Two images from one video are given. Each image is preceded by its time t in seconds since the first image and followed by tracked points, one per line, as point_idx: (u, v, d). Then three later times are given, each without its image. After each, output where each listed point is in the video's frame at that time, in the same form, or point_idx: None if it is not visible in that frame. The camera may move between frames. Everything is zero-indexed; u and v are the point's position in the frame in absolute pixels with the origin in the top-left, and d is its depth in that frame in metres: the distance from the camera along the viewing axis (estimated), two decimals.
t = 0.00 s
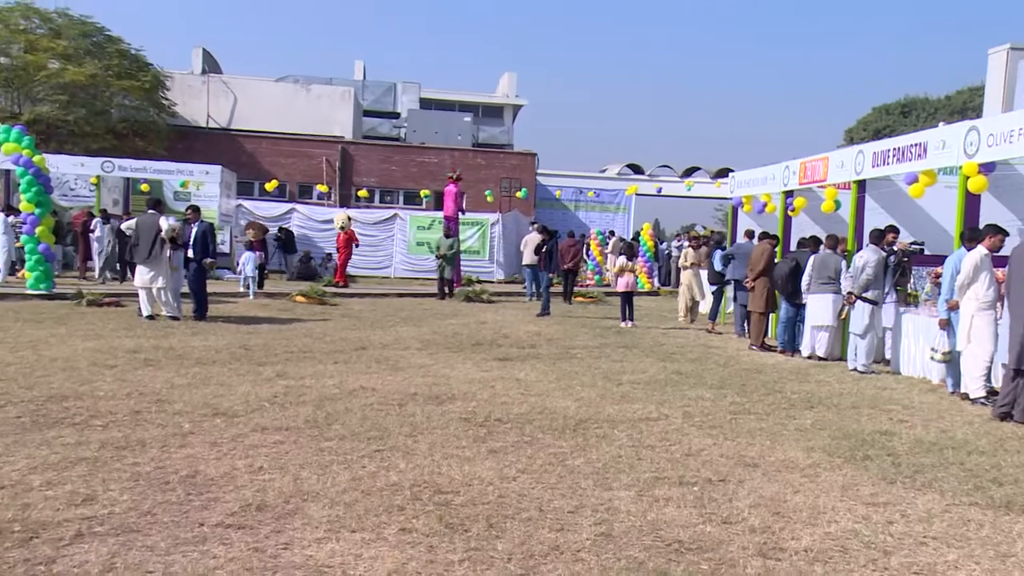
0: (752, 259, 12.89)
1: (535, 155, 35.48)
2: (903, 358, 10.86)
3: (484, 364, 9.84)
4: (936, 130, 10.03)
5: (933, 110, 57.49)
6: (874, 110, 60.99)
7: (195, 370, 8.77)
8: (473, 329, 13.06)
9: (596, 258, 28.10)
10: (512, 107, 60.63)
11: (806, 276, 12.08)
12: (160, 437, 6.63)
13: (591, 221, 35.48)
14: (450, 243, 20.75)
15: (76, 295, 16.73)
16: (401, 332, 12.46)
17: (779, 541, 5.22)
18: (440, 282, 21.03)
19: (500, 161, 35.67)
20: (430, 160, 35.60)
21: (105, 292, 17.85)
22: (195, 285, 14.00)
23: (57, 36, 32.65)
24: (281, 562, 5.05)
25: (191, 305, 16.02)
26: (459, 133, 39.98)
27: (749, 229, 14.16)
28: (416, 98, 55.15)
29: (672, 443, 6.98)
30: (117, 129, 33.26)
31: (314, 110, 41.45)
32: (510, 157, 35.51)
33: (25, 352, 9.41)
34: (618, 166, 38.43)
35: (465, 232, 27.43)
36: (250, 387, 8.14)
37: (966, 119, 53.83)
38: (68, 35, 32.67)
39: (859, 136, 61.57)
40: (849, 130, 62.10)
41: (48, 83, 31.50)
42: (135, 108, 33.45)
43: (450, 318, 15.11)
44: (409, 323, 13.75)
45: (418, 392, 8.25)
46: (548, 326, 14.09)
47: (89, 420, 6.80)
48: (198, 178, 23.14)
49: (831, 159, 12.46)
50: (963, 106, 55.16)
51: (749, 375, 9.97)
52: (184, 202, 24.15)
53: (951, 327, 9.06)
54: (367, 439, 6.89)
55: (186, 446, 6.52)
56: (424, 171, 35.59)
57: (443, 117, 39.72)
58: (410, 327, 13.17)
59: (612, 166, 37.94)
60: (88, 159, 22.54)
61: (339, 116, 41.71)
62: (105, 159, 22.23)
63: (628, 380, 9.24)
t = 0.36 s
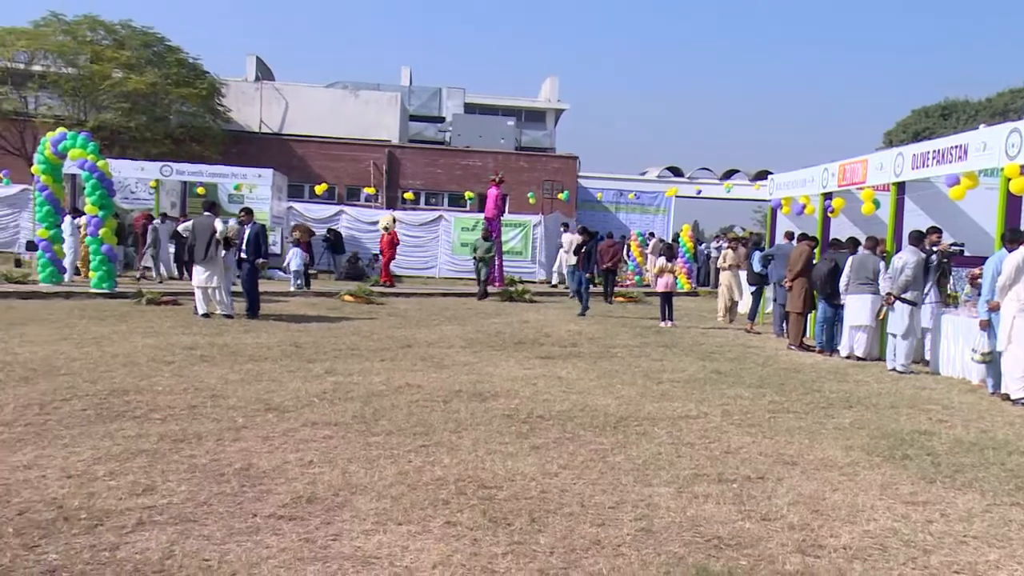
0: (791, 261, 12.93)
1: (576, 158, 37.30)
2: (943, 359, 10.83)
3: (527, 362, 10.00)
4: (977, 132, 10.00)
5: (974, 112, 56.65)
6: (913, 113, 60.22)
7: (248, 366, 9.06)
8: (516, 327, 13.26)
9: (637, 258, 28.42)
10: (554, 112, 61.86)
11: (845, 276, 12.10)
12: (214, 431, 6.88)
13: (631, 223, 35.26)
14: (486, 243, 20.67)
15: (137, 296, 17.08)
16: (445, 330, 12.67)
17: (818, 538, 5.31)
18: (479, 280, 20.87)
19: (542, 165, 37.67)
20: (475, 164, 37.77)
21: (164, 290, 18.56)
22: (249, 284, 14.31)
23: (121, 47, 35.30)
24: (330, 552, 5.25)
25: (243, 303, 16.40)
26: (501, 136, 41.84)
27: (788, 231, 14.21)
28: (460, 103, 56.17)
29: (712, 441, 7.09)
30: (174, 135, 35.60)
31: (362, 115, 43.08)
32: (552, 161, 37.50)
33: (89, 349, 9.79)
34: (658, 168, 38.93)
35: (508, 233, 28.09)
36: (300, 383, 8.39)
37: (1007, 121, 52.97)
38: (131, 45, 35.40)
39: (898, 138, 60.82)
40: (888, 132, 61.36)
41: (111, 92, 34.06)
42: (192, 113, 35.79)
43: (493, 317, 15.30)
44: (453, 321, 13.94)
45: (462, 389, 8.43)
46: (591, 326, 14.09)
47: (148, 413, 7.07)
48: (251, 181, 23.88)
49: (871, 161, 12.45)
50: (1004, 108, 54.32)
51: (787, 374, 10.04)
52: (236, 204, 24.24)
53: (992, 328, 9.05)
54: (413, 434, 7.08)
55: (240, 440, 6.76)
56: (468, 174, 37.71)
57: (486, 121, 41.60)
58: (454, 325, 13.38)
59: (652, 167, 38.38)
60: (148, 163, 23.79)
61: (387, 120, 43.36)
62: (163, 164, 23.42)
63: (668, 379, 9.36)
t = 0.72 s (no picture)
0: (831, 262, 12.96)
1: (618, 161, 38.33)
2: (985, 360, 10.77)
3: (569, 361, 10.15)
4: (1020, 134, 9.90)
5: (1020, 114, 55.60)
6: (955, 115, 59.24)
7: (299, 364, 9.31)
8: (559, 327, 13.42)
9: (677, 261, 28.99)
10: (596, 117, 61.87)
11: (885, 278, 12.09)
12: (267, 425, 7.10)
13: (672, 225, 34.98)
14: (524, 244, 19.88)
15: (194, 296, 17.44)
16: (489, 329, 12.85)
17: (858, 537, 5.39)
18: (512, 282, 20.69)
19: (585, 167, 38.82)
20: (518, 166, 39.17)
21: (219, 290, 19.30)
22: (300, 285, 14.66)
23: (180, 56, 36.74)
24: (378, 544, 5.44)
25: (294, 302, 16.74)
26: (544, 139, 44.92)
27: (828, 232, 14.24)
28: (504, 107, 57.34)
29: (751, 439, 7.18)
30: (230, 139, 37.61)
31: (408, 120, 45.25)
32: (595, 163, 38.61)
33: (149, 345, 10.13)
34: (699, 171, 39.06)
35: (551, 234, 28.54)
36: (349, 379, 8.62)
37: None
38: (190, 54, 37.04)
39: (940, 141, 59.87)
40: (930, 134, 60.42)
41: (171, 99, 35.77)
42: (246, 119, 37.86)
43: (535, 317, 15.45)
44: (496, 321, 14.13)
45: (505, 387, 8.59)
46: (632, 326, 14.11)
47: (205, 408, 7.32)
48: (302, 184, 24.26)
49: (911, 163, 12.41)
50: None
51: (827, 374, 10.07)
52: (288, 207, 24.60)
53: None
54: (458, 430, 7.26)
55: (291, 434, 6.98)
56: (511, 176, 39.20)
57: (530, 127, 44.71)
58: (497, 325, 13.55)
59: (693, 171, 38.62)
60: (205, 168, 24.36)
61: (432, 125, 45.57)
62: (219, 168, 23.95)
63: (707, 378, 9.45)
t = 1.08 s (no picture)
0: (871, 263, 12.92)
1: (658, 163, 39.05)
2: None
3: (610, 360, 10.27)
4: None
5: None
6: (999, 116, 58.11)
7: (346, 361, 9.53)
8: (600, 326, 13.52)
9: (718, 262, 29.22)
10: (637, 119, 61.92)
11: (925, 279, 12.03)
12: (316, 421, 7.31)
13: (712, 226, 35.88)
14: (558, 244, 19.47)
15: (248, 293, 17.89)
16: (531, 328, 12.99)
17: (898, 536, 5.45)
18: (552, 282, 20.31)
19: (626, 169, 39.65)
20: (560, 168, 40.14)
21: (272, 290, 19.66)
22: (351, 284, 14.91)
23: (235, 64, 37.56)
24: (424, 537, 5.60)
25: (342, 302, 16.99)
26: (587, 143, 45.40)
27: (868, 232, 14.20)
28: (547, 111, 57.82)
29: (791, 438, 7.25)
30: (282, 143, 38.54)
31: (452, 122, 45.92)
32: (636, 165, 39.40)
33: (203, 342, 10.44)
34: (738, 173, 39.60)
35: (593, 236, 28.84)
36: (395, 377, 8.82)
37: None
38: (244, 62, 37.72)
39: (984, 141, 58.76)
40: (972, 135, 59.33)
41: (226, 105, 36.53)
42: (297, 124, 38.53)
43: (577, 316, 15.53)
44: (538, 320, 14.29)
45: (547, 385, 8.75)
46: (673, 326, 14.12)
47: (257, 403, 7.55)
48: (350, 186, 24.63)
49: (954, 165, 12.37)
50: None
51: (867, 374, 10.07)
52: (337, 209, 25.11)
53: None
54: (501, 428, 7.41)
55: (339, 430, 7.18)
56: (554, 178, 40.22)
57: (572, 130, 45.41)
58: (540, 324, 13.68)
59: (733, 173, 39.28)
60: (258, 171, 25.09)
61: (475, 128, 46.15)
62: (271, 171, 24.53)
63: (748, 377, 9.52)
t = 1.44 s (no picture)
0: (910, 264, 12.89)
1: (699, 165, 39.85)
2: None
3: (650, 359, 10.37)
4: None
5: None
6: None
7: (392, 359, 9.74)
8: (640, 326, 13.60)
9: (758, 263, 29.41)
10: (678, 122, 61.96)
11: (965, 280, 12.01)
12: (363, 417, 7.50)
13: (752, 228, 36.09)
14: (593, 246, 19.30)
15: (297, 292, 18.29)
16: (572, 328, 13.12)
17: (940, 536, 5.50)
18: (587, 282, 20.36)
19: (667, 171, 40.51)
20: (601, 171, 40.99)
21: (321, 289, 19.84)
22: (399, 282, 15.11)
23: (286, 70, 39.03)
24: (468, 531, 5.75)
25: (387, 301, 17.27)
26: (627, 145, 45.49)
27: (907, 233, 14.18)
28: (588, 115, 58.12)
29: (830, 438, 7.32)
30: (330, 147, 39.38)
31: (495, 125, 46.52)
32: (677, 167, 40.26)
33: (255, 340, 10.71)
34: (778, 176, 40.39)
35: (633, 237, 29.07)
36: (439, 374, 9.01)
37: None
38: (295, 68, 39.22)
39: None
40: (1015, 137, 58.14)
41: (278, 110, 37.85)
42: (345, 128, 39.47)
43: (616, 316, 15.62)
44: (579, 320, 14.43)
45: (588, 383, 8.88)
46: (712, 326, 14.16)
47: (306, 399, 7.77)
48: (396, 189, 24.98)
49: (996, 166, 12.32)
50: None
51: (907, 374, 10.06)
52: (382, 212, 25.24)
53: None
54: (543, 425, 7.55)
55: (386, 426, 7.36)
56: (595, 180, 41.06)
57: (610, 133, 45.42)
58: (581, 324, 13.81)
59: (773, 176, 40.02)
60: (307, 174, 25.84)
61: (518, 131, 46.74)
62: (319, 174, 25.47)
63: (786, 377, 9.58)
